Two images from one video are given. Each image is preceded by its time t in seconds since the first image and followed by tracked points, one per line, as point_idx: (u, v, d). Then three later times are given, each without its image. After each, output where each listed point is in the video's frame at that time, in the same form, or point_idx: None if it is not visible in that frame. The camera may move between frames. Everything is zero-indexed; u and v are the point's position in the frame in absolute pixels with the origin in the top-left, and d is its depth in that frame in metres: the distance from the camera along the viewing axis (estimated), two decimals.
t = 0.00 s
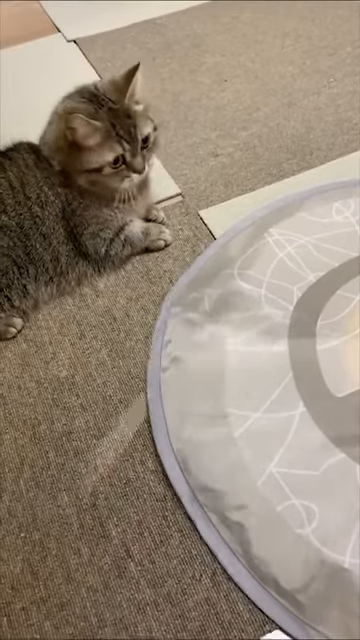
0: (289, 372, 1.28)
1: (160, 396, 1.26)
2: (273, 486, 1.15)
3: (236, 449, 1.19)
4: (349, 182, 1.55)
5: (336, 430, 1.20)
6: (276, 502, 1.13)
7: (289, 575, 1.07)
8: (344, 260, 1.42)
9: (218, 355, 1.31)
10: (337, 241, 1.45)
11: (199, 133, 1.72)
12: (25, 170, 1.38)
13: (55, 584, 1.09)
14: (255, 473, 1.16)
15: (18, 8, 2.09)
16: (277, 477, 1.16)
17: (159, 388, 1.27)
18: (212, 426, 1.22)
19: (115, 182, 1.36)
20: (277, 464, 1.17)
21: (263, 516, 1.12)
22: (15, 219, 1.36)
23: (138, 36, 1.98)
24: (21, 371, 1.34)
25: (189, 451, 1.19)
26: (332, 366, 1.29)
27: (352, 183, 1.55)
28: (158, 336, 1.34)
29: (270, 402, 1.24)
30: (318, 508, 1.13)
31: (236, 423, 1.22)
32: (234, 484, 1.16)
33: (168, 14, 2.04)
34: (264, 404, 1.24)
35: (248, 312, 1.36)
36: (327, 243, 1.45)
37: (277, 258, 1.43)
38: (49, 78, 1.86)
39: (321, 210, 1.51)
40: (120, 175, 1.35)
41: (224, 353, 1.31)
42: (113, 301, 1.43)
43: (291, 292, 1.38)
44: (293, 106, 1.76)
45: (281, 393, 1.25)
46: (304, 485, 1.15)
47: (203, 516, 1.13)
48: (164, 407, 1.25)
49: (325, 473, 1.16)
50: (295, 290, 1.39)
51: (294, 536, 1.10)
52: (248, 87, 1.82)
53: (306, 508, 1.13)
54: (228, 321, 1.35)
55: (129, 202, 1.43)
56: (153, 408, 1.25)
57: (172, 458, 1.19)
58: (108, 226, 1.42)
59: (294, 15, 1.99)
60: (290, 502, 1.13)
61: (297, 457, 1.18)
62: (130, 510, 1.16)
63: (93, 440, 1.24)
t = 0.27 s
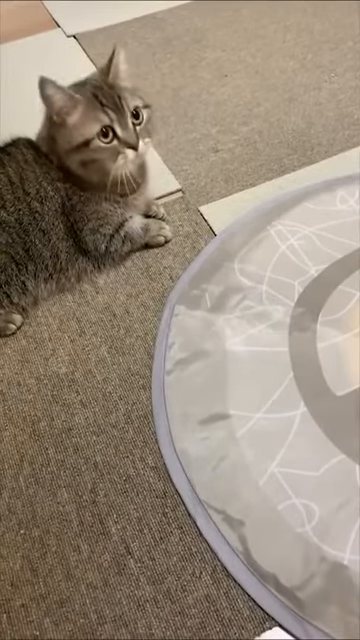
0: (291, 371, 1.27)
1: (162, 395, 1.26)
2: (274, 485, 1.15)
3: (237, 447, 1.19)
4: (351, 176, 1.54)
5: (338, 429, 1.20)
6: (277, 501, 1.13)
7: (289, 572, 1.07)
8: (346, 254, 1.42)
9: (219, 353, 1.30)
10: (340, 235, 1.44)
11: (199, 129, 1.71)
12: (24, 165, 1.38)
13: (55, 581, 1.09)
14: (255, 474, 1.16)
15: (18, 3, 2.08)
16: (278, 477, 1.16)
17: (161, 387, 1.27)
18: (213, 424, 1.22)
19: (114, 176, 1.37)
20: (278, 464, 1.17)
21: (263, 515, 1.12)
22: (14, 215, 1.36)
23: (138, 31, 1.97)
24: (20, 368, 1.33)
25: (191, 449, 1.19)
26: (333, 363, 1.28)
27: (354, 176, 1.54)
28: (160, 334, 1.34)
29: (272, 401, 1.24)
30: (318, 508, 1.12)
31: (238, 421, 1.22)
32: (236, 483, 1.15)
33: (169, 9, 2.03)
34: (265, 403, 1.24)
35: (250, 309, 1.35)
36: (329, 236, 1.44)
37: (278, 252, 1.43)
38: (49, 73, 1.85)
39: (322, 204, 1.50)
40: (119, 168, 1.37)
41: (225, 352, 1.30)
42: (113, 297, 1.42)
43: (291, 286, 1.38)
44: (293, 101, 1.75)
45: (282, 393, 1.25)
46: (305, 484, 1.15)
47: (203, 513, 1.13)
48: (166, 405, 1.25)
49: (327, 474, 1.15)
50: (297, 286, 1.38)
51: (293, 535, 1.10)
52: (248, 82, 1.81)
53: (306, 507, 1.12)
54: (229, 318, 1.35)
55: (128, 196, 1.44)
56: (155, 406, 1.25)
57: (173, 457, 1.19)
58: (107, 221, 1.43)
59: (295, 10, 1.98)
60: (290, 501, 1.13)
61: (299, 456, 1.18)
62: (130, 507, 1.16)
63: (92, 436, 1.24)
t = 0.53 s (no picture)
0: (292, 369, 1.27)
1: (163, 393, 1.26)
2: (274, 483, 1.15)
3: (238, 446, 1.19)
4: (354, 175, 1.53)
5: (339, 429, 1.19)
6: (277, 500, 1.13)
7: (289, 571, 1.07)
8: (348, 255, 1.41)
9: (220, 352, 1.30)
10: (342, 235, 1.44)
11: (201, 126, 1.71)
12: (25, 162, 1.37)
13: (55, 578, 1.09)
14: (256, 471, 1.16)
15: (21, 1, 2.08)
16: (278, 475, 1.15)
17: (162, 385, 1.27)
18: (214, 423, 1.22)
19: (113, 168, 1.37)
20: (279, 462, 1.17)
21: (264, 513, 1.12)
22: (16, 211, 1.36)
23: (141, 28, 1.96)
24: (21, 365, 1.33)
25: (192, 448, 1.19)
26: (334, 362, 1.28)
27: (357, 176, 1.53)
28: (161, 332, 1.34)
29: (273, 399, 1.24)
30: (318, 508, 1.12)
31: (239, 419, 1.22)
32: (236, 481, 1.15)
33: (171, 6, 2.02)
34: (266, 401, 1.23)
35: (251, 308, 1.35)
36: (331, 237, 1.44)
37: (281, 255, 1.42)
38: (51, 69, 1.84)
39: (325, 203, 1.49)
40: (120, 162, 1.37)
41: (226, 350, 1.30)
42: (114, 295, 1.42)
43: (294, 289, 1.37)
44: (296, 99, 1.75)
45: (283, 392, 1.24)
46: (305, 484, 1.14)
47: (204, 512, 1.13)
48: (167, 403, 1.25)
49: (327, 473, 1.15)
50: (299, 287, 1.37)
51: (294, 534, 1.10)
52: (251, 79, 1.80)
53: (306, 506, 1.12)
54: (230, 317, 1.34)
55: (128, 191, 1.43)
56: (156, 404, 1.25)
57: (174, 455, 1.19)
58: (109, 218, 1.42)
59: (298, 7, 1.97)
60: (291, 500, 1.13)
61: (300, 455, 1.17)
62: (131, 505, 1.16)
63: (93, 434, 1.24)
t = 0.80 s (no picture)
0: (295, 373, 1.27)
1: (167, 395, 1.26)
2: (277, 486, 1.15)
3: (241, 449, 1.19)
4: None
5: (342, 434, 1.19)
6: (279, 502, 1.13)
7: (291, 574, 1.07)
8: (352, 261, 1.41)
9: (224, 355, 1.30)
10: (347, 241, 1.44)
11: (207, 130, 1.71)
12: (31, 164, 1.38)
13: (58, 580, 1.10)
14: (259, 474, 1.16)
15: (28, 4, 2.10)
16: (281, 478, 1.16)
17: (166, 387, 1.27)
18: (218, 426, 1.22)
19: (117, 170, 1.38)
20: (282, 465, 1.17)
21: (266, 515, 1.12)
22: (22, 213, 1.37)
23: (147, 31, 1.97)
24: (26, 366, 1.34)
25: (196, 451, 1.19)
26: (337, 367, 1.28)
27: None
28: (165, 334, 1.34)
29: (277, 403, 1.24)
30: (321, 511, 1.12)
31: (242, 422, 1.22)
32: (239, 484, 1.15)
33: (178, 9, 2.03)
34: (270, 404, 1.24)
35: (255, 312, 1.35)
36: (336, 243, 1.44)
37: (286, 260, 1.42)
38: (57, 72, 1.85)
39: (330, 208, 1.49)
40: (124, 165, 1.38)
41: (230, 353, 1.30)
42: (119, 297, 1.42)
43: (299, 293, 1.37)
44: (302, 102, 1.75)
45: (287, 395, 1.25)
46: (308, 487, 1.14)
47: (207, 515, 1.13)
48: (171, 406, 1.25)
49: (330, 477, 1.15)
50: (303, 293, 1.37)
51: (296, 538, 1.10)
52: (257, 83, 1.81)
53: (308, 509, 1.12)
54: (234, 320, 1.35)
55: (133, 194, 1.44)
56: (160, 407, 1.25)
57: (178, 458, 1.19)
58: (114, 220, 1.43)
59: (305, 11, 1.98)
60: (293, 504, 1.13)
61: (303, 458, 1.17)
62: (134, 507, 1.16)
63: (97, 436, 1.24)
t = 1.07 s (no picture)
0: (301, 380, 1.27)
1: (171, 401, 1.26)
2: (282, 494, 1.14)
3: (246, 456, 1.18)
4: None
5: (348, 442, 1.19)
6: (284, 510, 1.12)
7: (296, 583, 1.06)
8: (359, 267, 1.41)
9: (230, 362, 1.30)
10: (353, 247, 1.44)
11: (214, 135, 1.71)
12: (39, 169, 1.39)
13: (61, 586, 1.09)
14: (264, 481, 1.16)
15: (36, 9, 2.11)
16: (287, 485, 1.15)
17: (171, 393, 1.27)
18: (223, 433, 1.21)
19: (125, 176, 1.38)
20: (287, 472, 1.16)
21: (271, 523, 1.11)
22: (29, 218, 1.37)
23: (154, 37, 1.97)
24: (31, 371, 1.34)
25: (200, 458, 1.19)
26: (343, 374, 1.27)
27: None
28: (170, 340, 1.34)
29: (282, 410, 1.23)
30: (327, 520, 1.11)
31: (247, 429, 1.21)
32: (244, 491, 1.15)
33: (185, 15, 2.03)
34: (275, 411, 1.23)
35: (261, 318, 1.35)
36: (342, 249, 1.44)
37: (292, 266, 1.42)
38: (65, 76, 1.86)
39: (337, 215, 1.49)
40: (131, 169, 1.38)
41: (236, 359, 1.30)
42: (124, 302, 1.42)
43: (305, 300, 1.37)
44: (308, 108, 1.75)
45: (293, 402, 1.24)
46: (313, 496, 1.14)
47: (211, 523, 1.13)
48: (176, 412, 1.24)
49: (336, 486, 1.14)
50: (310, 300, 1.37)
51: (301, 546, 1.09)
52: (263, 88, 1.81)
53: (314, 517, 1.11)
54: (240, 326, 1.34)
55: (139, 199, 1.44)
56: (164, 413, 1.25)
57: (182, 465, 1.19)
58: (120, 226, 1.42)
59: (312, 17, 1.98)
60: (298, 512, 1.12)
61: (308, 466, 1.17)
62: (138, 513, 1.16)
63: (102, 441, 1.24)
